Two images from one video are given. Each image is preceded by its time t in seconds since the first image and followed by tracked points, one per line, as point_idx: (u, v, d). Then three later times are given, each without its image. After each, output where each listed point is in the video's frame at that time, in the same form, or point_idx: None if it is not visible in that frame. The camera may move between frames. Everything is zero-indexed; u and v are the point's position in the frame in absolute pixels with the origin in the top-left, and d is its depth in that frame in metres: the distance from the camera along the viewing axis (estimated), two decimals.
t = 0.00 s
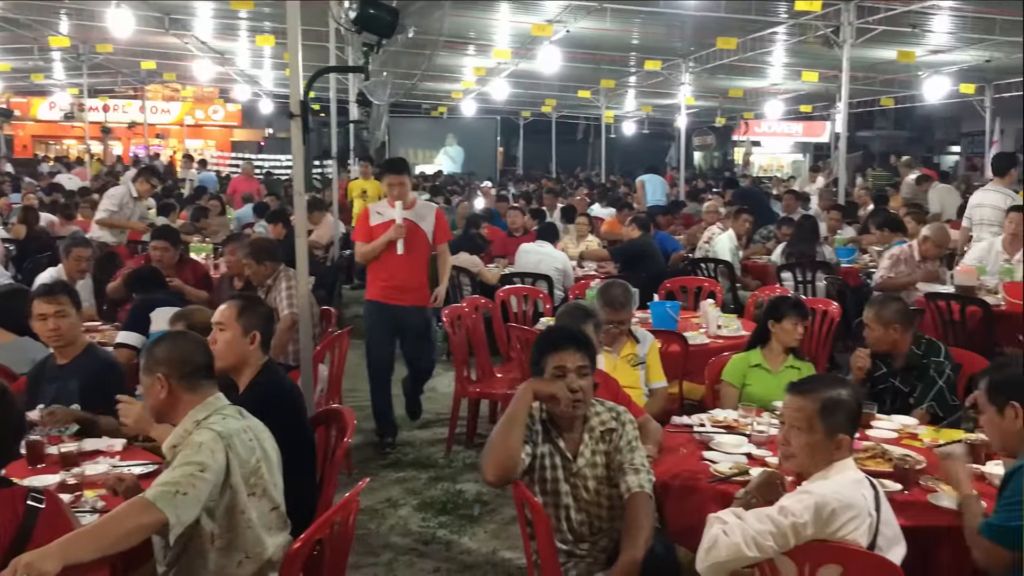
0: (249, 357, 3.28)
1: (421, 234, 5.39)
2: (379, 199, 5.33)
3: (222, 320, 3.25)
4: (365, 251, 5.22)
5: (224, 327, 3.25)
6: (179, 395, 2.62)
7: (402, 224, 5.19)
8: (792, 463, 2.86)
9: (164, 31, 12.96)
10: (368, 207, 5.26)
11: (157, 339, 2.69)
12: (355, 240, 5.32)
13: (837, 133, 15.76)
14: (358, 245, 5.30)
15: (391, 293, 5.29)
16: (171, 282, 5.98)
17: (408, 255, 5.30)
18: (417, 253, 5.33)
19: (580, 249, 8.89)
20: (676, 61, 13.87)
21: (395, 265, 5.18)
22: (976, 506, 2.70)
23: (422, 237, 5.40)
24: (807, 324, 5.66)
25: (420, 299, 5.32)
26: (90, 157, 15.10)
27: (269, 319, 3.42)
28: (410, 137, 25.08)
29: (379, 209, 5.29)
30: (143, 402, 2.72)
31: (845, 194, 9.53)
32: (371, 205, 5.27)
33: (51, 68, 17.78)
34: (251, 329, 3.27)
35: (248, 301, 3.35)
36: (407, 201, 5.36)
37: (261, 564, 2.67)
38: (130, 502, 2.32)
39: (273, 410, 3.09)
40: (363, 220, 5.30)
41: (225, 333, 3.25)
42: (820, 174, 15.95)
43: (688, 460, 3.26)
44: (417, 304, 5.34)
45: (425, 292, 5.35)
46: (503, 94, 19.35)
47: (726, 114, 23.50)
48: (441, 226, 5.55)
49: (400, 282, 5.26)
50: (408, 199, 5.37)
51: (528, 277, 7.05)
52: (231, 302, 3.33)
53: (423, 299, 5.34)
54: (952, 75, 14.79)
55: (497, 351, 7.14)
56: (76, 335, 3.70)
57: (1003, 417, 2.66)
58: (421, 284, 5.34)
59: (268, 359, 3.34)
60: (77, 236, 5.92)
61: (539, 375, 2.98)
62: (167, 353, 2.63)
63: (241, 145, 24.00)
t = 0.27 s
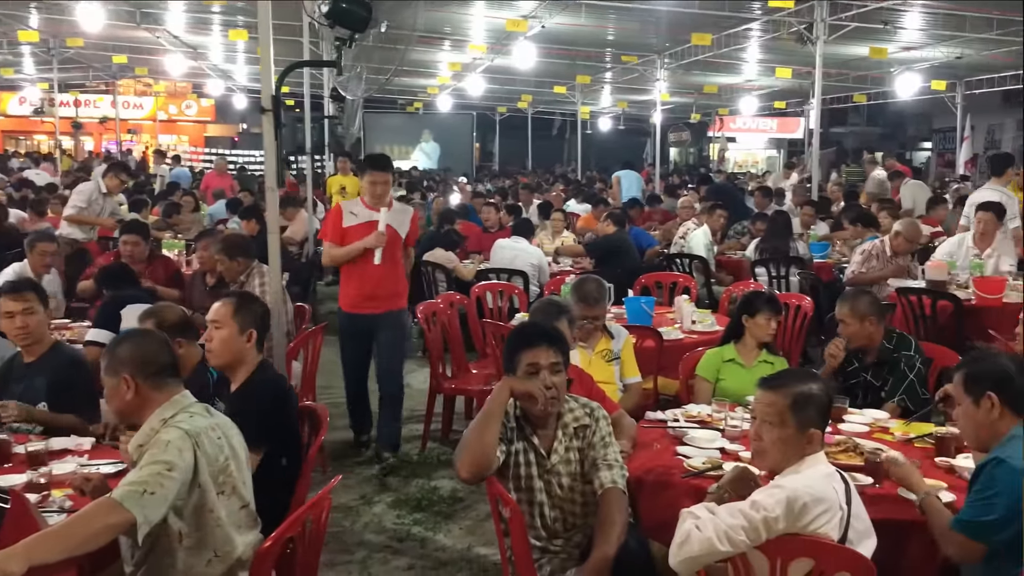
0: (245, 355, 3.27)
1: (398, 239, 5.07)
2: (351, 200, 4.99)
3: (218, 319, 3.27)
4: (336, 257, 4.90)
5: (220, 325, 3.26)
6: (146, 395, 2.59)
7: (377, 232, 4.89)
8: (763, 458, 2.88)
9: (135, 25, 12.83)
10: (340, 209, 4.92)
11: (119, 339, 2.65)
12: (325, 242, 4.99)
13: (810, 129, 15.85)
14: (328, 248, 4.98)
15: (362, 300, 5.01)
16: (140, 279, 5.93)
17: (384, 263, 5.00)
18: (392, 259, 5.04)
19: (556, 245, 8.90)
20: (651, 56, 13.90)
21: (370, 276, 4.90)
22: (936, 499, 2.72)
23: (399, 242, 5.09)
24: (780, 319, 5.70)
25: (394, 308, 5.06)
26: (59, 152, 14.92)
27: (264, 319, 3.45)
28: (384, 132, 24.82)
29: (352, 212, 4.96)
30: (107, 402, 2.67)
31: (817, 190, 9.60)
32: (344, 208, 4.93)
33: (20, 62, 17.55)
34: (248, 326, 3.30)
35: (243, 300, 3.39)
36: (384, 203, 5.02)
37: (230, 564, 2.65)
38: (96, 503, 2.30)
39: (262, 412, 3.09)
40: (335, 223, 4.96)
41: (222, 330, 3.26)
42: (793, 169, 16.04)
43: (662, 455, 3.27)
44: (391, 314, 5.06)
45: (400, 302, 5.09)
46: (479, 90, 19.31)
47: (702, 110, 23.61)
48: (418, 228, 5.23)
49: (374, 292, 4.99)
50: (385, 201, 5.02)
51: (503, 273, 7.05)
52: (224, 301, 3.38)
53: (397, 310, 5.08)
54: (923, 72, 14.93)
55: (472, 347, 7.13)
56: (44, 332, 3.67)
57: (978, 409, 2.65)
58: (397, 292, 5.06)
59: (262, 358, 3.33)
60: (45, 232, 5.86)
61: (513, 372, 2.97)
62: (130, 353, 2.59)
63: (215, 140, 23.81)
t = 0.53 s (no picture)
0: (254, 353, 3.36)
1: (387, 243, 4.58)
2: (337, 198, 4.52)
3: (227, 319, 3.38)
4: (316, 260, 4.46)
5: (228, 325, 3.37)
6: (123, 393, 2.57)
7: (362, 235, 4.43)
8: (744, 454, 2.88)
9: (117, 20, 12.74)
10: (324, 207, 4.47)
11: (94, 337, 2.63)
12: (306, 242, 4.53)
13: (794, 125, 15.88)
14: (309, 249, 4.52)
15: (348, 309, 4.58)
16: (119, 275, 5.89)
17: (370, 269, 4.53)
18: (379, 264, 4.55)
19: (540, 241, 8.90)
20: (635, 52, 13.90)
21: (352, 284, 4.43)
22: (934, 484, 2.79)
23: (388, 245, 4.59)
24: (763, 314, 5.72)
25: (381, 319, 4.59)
26: (39, 148, 14.79)
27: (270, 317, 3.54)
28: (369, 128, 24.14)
29: (336, 212, 4.49)
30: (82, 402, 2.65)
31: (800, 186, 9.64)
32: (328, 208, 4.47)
33: None
34: (256, 325, 3.41)
35: (251, 298, 3.48)
36: (372, 202, 4.53)
37: (211, 562, 2.64)
38: (74, 502, 2.28)
39: (272, 409, 3.22)
40: (317, 223, 4.49)
41: (230, 330, 3.36)
42: (777, 165, 16.09)
43: (645, 450, 3.28)
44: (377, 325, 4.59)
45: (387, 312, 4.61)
46: (464, 86, 19.26)
47: (687, 106, 23.65)
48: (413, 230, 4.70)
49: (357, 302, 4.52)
50: (374, 200, 4.54)
51: (488, 269, 7.05)
52: (234, 298, 3.48)
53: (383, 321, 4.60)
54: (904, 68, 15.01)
55: (457, 343, 7.13)
56: (24, 329, 3.64)
57: (953, 402, 2.70)
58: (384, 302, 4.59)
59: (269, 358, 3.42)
60: (24, 228, 5.81)
61: (495, 368, 2.97)
62: (105, 351, 2.57)
63: (198, 136, 23.67)
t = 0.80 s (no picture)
0: (254, 348, 3.36)
1: (376, 245, 4.34)
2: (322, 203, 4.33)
3: (232, 310, 3.39)
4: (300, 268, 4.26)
5: (233, 315, 3.38)
6: (104, 389, 2.55)
7: (346, 239, 4.20)
8: (729, 451, 2.88)
9: (104, 14, 12.69)
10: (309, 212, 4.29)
11: (75, 332, 2.61)
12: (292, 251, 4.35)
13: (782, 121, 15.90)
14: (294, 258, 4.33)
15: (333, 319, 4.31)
16: (104, 270, 5.87)
17: (356, 275, 4.29)
18: (367, 269, 4.31)
19: (528, 237, 8.91)
20: (625, 48, 13.89)
21: (335, 292, 4.20)
22: (921, 479, 2.78)
23: (377, 250, 4.36)
24: (750, 310, 5.74)
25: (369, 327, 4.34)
26: (24, 143, 14.72)
27: (276, 315, 3.54)
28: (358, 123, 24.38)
29: (321, 217, 4.29)
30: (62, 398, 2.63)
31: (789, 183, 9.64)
32: (312, 213, 4.28)
33: None
34: (260, 321, 3.41)
35: (258, 294, 3.49)
36: (358, 206, 4.33)
37: (194, 558, 2.64)
38: (55, 499, 2.28)
39: (256, 407, 3.20)
40: (301, 229, 4.31)
41: (235, 320, 3.36)
42: (765, 162, 16.14)
43: (631, 446, 3.28)
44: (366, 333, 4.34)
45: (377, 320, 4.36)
46: (453, 81, 19.22)
47: (675, 103, 23.65)
48: (405, 233, 4.46)
49: (341, 309, 4.28)
50: (361, 202, 4.33)
51: (476, 265, 7.05)
52: (243, 291, 3.49)
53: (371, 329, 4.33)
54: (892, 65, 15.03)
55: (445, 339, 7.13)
56: (8, 324, 3.63)
57: (936, 396, 2.71)
58: (373, 308, 4.35)
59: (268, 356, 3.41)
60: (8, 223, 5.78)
61: (481, 364, 2.96)
62: (85, 346, 2.55)
63: (186, 131, 23.58)
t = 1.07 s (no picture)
0: (233, 345, 3.37)
1: (359, 247, 4.02)
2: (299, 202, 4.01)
3: (213, 306, 3.39)
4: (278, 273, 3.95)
5: (214, 311, 3.38)
6: (83, 382, 2.55)
7: (326, 242, 3.88)
8: (709, 446, 2.89)
9: (89, 7, 12.62)
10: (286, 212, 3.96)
11: (53, 326, 2.60)
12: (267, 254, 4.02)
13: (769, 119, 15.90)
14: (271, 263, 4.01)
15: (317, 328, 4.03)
16: (85, 264, 5.87)
17: (339, 279, 3.98)
18: (349, 274, 4.00)
19: (515, 233, 8.90)
20: (613, 44, 13.87)
21: (316, 301, 3.88)
22: (895, 473, 2.79)
23: (360, 250, 4.04)
24: (735, 307, 5.75)
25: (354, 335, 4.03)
26: (7, 136, 14.64)
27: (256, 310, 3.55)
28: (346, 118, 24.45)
29: (299, 218, 3.96)
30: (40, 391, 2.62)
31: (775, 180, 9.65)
32: (289, 213, 3.96)
33: None
34: (241, 316, 3.42)
35: (241, 290, 3.50)
36: (338, 204, 4.01)
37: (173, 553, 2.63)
38: (30, 491, 2.28)
39: (236, 402, 3.22)
40: (277, 231, 3.98)
41: (215, 316, 3.37)
42: (752, 160, 16.16)
43: (614, 442, 3.28)
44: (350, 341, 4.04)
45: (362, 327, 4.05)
46: (441, 77, 19.17)
47: (664, 99, 23.65)
48: (389, 230, 4.14)
49: (323, 316, 3.97)
50: (341, 199, 4.00)
51: (462, 261, 7.06)
52: (222, 286, 3.50)
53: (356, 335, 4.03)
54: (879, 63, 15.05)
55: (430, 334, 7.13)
56: None
57: (913, 392, 2.72)
58: (357, 313, 4.04)
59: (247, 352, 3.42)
60: None
61: (464, 359, 2.96)
62: (65, 339, 2.56)
63: (172, 125, 23.48)
